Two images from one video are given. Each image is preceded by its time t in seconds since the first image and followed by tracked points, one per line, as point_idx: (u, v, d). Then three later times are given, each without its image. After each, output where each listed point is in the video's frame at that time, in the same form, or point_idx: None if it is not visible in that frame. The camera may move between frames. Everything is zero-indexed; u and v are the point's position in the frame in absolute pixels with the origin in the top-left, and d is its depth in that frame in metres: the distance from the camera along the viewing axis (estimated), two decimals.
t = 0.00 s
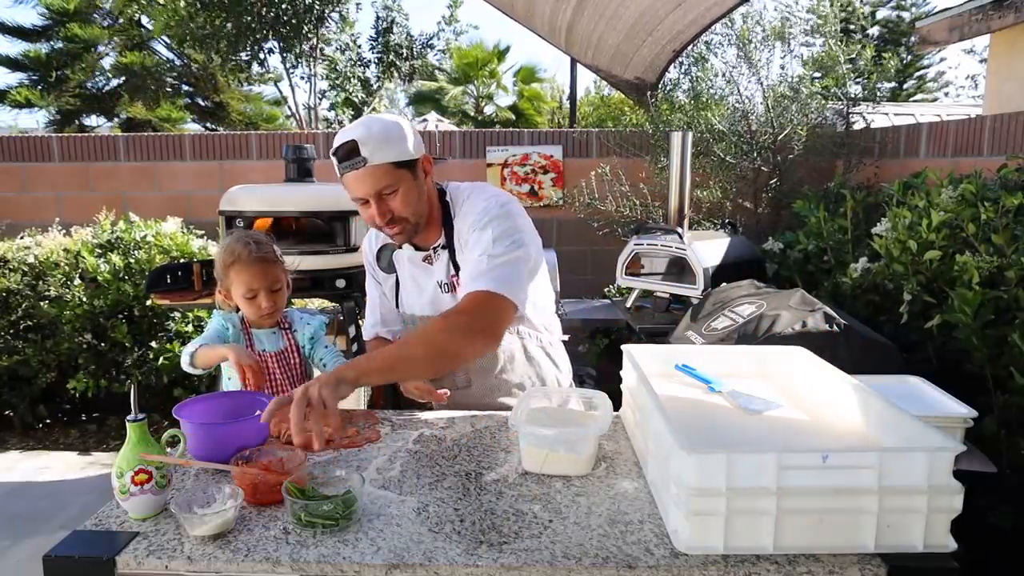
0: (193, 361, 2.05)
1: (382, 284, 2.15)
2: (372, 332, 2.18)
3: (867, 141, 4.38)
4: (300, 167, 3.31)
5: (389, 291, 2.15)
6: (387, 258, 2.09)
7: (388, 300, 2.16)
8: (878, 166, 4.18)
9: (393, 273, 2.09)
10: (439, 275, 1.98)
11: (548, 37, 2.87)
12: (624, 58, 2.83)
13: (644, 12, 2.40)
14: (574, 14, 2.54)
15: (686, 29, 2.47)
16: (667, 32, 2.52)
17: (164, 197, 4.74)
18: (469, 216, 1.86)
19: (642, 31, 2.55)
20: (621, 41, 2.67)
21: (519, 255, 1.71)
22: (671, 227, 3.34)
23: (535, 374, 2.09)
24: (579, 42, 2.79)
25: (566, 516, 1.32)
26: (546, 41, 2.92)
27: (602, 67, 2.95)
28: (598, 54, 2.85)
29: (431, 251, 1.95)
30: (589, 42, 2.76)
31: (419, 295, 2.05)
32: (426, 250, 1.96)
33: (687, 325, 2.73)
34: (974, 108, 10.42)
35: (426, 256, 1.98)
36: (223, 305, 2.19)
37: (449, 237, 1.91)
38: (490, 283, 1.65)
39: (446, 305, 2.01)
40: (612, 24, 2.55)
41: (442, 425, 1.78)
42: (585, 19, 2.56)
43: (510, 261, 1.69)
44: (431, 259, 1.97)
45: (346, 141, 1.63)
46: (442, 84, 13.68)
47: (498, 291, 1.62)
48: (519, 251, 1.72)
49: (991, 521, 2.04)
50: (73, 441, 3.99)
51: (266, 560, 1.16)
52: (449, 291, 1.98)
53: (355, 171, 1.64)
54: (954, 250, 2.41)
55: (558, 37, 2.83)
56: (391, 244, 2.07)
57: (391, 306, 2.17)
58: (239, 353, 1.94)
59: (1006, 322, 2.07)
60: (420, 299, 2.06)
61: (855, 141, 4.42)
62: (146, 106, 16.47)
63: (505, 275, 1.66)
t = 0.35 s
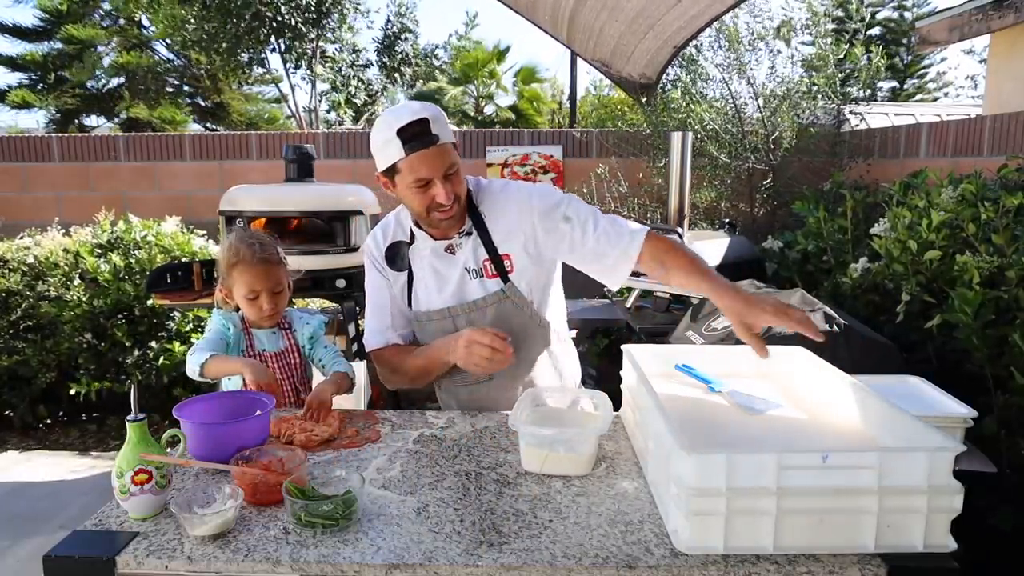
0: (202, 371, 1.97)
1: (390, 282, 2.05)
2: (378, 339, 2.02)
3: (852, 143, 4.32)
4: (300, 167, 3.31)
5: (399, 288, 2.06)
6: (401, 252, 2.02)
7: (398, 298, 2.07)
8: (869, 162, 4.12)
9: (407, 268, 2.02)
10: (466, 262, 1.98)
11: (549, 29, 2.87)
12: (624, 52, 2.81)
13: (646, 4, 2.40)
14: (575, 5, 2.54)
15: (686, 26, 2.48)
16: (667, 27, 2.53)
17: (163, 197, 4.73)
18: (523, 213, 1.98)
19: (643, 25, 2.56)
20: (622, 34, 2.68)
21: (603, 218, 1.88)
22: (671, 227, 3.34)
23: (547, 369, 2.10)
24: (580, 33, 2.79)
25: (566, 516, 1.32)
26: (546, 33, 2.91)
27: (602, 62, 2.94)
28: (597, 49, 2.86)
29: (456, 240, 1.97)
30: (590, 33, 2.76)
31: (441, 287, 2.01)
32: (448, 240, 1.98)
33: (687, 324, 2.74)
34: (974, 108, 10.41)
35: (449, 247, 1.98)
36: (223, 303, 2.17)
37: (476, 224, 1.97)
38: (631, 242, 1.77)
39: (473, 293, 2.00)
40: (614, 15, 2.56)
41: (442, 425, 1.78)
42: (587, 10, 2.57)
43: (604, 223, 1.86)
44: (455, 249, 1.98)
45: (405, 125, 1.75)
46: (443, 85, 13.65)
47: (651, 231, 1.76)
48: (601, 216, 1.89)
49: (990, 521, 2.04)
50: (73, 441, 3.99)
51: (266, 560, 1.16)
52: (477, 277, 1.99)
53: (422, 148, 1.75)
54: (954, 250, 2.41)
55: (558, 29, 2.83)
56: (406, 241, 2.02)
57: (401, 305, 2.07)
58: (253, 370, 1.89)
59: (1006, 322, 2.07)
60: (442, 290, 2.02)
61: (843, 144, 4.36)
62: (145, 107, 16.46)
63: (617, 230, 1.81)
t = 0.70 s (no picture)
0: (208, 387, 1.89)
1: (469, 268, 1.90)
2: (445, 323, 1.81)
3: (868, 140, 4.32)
4: (300, 167, 3.31)
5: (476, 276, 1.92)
6: (496, 238, 1.89)
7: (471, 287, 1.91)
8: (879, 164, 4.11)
9: (499, 255, 1.89)
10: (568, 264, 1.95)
11: (548, 36, 2.86)
12: (624, 56, 2.81)
13: (645, 12, 2.40)
14: (574, 15, 2.53)
15: (687, 27, 2.49)
16: (668, 31, 2.53)
17: (163, 197, 4.73)
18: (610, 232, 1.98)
19: (643, 30, 2.55)
20: (621, 40, 2.67)
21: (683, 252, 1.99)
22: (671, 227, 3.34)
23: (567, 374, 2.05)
24: (579, 40, 2.78)
25: (566, 516, 1.32)
26: (545, 40, 2.91)
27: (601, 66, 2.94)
28: (598, 54, 2.85)
29: (554, 240, 1.92)
30: (589, 40, 2.75)
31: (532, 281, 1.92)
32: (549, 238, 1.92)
33: (687, 324, 2.74)
34: (974, 108, 10.40)
35: (547, 244, 1.92)
36: (224, 300, 2.16)
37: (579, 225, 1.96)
38: (707, 282, 1.94)
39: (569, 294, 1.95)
40: (612, 23, 2.54)
41: (442, 425, 1.78)
42: (585, 19, 2.55)
43: (683, 257, 1.98)
44: (552, 247, 1.92)
45: (510, 117, 1.69)
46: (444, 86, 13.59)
47: (731, 269, 1.93)
48: (682, 249, 1.99)
49: (991, 521, 2.04)
50: (73, 441, 3.99)
51: (266, 560, 1.16)
52: (575, 279, 1.96)
53: (513, 148, 1.69)
54: (955, 250, 2.41)
55: (557, 36, 2.82)
56: (501, 228, 1.91)
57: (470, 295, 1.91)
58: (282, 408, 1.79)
59: (1007, 321, 2.07)
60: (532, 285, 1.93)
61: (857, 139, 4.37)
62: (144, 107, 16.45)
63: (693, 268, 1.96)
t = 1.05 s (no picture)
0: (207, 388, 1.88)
1: (555, 239, 1.87)
2: (546, 280, 1.70)
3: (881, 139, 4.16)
4: (300, 168, 3.31)
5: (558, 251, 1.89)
6: (574, 217, 1.91)
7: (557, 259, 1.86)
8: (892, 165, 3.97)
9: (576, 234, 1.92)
10: (637, 255, 2.01)
11: (548, 39, 2.86)
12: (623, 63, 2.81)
13: (643, 19, 2.40)
14: (574, 20, 2.53)
15: (685, 35, 2.50)
16: (667, 37, 2.53)
17: (164, 197, 4.73)
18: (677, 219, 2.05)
19: (642, 37, 2.56)
20: (620, 47, 2.67)
21: (738, 252, 2.05)
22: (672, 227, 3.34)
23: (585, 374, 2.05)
24: (579, 46, 2.79)
25: (565, 516, 1.32)
26: (546, 44, 2.91)
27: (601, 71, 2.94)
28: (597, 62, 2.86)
29: (625, 231, 1.97)
30: (589, 46, 2.75)
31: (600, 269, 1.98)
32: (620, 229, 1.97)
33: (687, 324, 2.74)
34: (974, 108, 10.39)
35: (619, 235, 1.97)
36: (227, 299, 2.16)
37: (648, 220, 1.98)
38: (750, 282, 2.03)
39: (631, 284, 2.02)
40: (611, 30, 2.55)
41: (442, 425, 1.78)
42: (584, 25, 2.56)
43: (737, 256, 2.05)
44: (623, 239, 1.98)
45: (590, 109, 1.71)
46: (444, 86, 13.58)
47: (775, 268, 2.02)
48: (736, 250, 2.06)
49: (990, 522, 2.04)
50: (73, 441, 3.99)
51: (266, 560, 1.16)
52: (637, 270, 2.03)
53: (587, 137, 1.72)
54: (954, 250, 2.41)
55: (558, 40, 2.83)
56: (579, 206, 1.93)
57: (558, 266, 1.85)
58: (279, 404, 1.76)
59: (1007, 321, 2.07)
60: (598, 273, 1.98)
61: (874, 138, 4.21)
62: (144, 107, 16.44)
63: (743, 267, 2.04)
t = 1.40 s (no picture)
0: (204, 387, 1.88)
1: (536, 245, 1.89)
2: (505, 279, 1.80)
3: (887, 142, 4.15)
4: (300, 167, 3.31)
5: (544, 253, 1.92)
6: (575, 219, 1.90)
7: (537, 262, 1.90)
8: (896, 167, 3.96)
9: (574, 236, 1.90)
10: (641, 255, 2.03)
11: (549, 36, 2.87)
12: (623, 60, 2.81)
13: (644, 18, 2.40)
14: (574, 17, 2.54)
15: (685, 33, 2.50)
16: (667, 36, 2.53)
17: (164, 197, 4.73)
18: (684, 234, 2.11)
19: (642, 36, 2.56)
20: (621, 45, 2.67)
21: (733, 281, 2.16)
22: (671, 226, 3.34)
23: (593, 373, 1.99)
24: (580, 43, 2.79)
25: (566, 516, 1.32)
26: (547, 40, 2.91)
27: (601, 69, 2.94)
28: (598, 59, 2.86)
29: (627, 233, 1.97)
30: (589, 43, 2.75)
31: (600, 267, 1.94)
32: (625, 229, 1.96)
33: (687, 324, 2.75)
34: (974, 108, 10.37)
35: (622, 236, 1.96)
36: (230, 297, 2.15)
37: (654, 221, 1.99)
38: (742, 284, 2.15)
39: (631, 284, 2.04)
40: (612, 29, 2.55)
41: (442, 425, 1.78)
42: (585, 23, 2.56)
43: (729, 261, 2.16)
44: (626, 240, 1.98)
45: (625, 114, 1.69)
46: (443, 86, 13.58)
47: (764, 272, 2.14)
48: (733, 278, 2.16)
49: (991, 521, 2.04)
50: (73, 441, 3.99)
51: (266, 560, 1.16)
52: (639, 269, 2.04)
53: (625, 141, 1.70)
54: (955, 250, 2.41)
55: (559, 36, 2.83)
56: (579, 210, 1.93)
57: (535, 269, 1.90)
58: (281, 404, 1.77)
59: (1008, 322, 2.07)
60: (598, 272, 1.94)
61: (880, 141, 4.16)
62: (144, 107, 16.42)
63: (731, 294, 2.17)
